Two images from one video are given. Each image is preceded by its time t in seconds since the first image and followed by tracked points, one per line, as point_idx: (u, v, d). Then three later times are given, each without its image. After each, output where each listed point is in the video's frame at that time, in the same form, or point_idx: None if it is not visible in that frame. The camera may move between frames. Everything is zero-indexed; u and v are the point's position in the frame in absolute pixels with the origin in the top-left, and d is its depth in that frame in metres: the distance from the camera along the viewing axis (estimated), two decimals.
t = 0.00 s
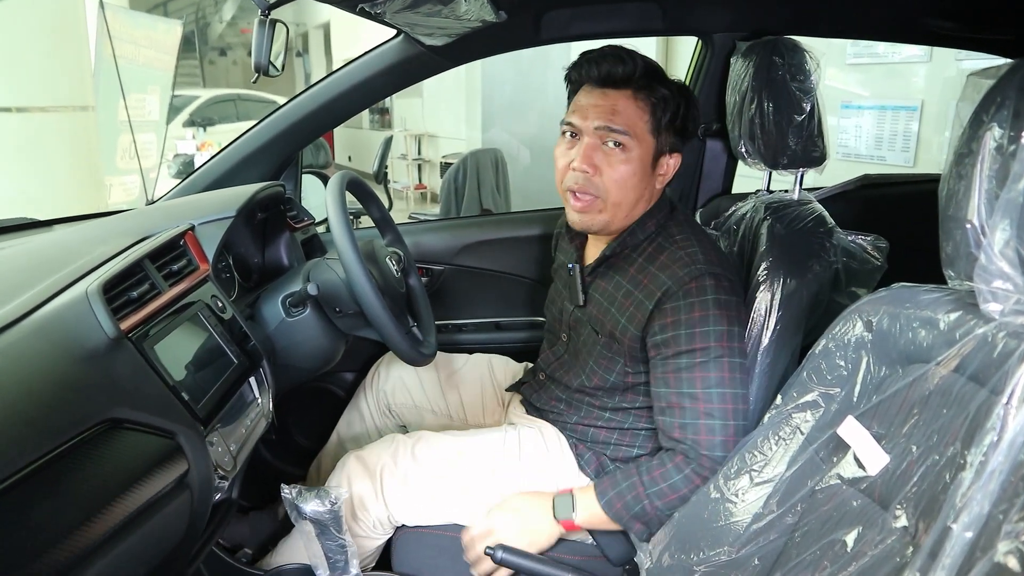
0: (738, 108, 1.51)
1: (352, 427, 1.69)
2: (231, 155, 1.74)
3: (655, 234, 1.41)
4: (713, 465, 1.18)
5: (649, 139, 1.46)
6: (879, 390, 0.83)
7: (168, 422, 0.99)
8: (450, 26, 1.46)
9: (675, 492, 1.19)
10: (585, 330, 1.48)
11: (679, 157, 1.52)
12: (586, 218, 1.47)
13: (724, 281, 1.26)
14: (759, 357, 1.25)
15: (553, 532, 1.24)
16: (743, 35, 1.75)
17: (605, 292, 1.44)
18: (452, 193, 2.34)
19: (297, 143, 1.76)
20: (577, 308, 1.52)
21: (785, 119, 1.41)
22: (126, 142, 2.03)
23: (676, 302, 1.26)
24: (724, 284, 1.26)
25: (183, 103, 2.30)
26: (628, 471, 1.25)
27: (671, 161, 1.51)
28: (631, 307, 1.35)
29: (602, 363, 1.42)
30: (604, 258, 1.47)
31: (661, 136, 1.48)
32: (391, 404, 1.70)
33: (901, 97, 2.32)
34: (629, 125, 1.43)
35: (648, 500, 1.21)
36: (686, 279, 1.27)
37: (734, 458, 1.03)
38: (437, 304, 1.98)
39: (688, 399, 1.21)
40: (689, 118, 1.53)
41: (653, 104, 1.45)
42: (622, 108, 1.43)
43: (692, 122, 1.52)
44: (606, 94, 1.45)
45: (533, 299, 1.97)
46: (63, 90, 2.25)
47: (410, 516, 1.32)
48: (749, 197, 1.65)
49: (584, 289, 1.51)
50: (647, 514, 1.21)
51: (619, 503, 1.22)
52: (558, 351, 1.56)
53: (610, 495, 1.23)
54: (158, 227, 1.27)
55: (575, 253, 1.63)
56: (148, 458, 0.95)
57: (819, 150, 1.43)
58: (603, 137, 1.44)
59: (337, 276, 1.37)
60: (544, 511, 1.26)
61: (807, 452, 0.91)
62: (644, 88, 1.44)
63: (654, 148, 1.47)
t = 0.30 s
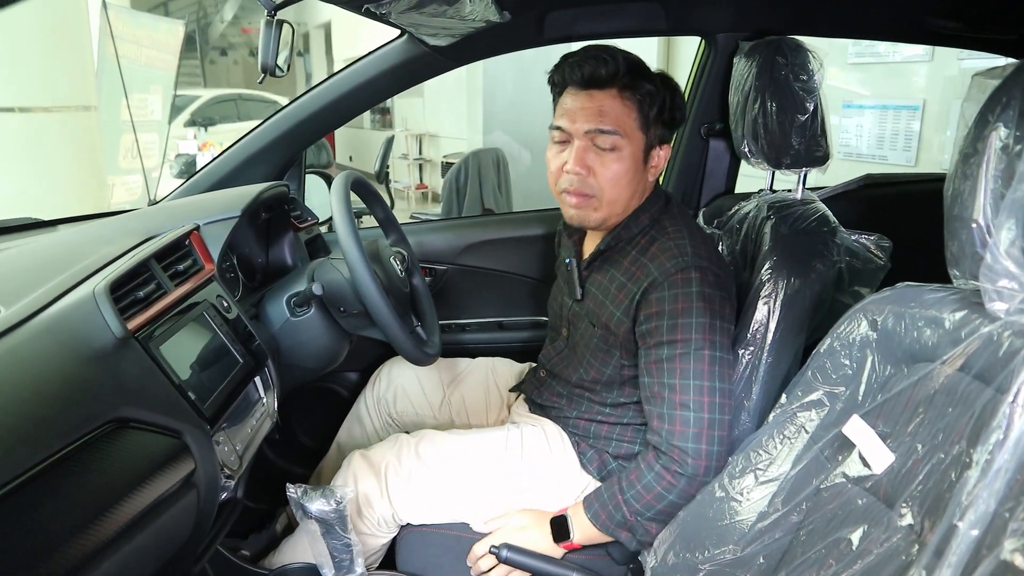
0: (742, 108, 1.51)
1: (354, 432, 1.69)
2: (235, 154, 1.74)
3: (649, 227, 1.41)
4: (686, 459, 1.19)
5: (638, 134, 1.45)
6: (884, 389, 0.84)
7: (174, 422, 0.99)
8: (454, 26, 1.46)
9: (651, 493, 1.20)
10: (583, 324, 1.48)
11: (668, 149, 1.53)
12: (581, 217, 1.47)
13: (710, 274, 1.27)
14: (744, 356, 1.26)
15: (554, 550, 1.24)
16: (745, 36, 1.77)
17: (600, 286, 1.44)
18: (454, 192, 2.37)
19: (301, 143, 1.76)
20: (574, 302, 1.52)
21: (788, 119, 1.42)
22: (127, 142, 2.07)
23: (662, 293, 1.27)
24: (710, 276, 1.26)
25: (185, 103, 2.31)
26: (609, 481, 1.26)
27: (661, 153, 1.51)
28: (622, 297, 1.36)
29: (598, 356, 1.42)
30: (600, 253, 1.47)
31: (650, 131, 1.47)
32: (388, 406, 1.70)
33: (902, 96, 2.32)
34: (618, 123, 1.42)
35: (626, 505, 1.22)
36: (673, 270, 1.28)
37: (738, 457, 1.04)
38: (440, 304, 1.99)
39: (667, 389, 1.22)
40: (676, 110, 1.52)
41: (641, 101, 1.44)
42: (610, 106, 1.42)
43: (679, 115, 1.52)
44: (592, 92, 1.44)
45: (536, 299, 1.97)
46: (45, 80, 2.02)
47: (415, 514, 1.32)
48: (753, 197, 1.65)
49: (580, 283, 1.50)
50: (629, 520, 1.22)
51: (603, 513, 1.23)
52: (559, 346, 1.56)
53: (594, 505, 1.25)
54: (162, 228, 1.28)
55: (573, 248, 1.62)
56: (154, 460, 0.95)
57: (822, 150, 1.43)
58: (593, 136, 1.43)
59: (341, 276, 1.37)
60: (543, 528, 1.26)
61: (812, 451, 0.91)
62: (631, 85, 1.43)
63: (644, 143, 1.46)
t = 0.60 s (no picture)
0: (741, 108, 1.52)
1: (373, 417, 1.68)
2: (235, 154, 1.75)
3: (671, 218, 1.44)
4: (713, 409, 1.15)
5: (641, 125, 1.48)
6: (881, 388, 0.84)
7: (173, 420, 0.99)
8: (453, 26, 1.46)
9: (673, 442, 1.17)
10: (595, 305, 1.50)
11: (686, 138, 1.52)
12: (594, 204, 1.55)
13: (729, 257, 1.30)
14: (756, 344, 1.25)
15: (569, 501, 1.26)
16: (745, 36, 1.76)
17: (615, 268, 1.48)
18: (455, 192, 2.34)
19: (300, 142, 1.76)
20: (589, 284, 1.55)
21: (787, 119, 1.42)
22: (127, 142, 2.07)
23: (677, 271, 1.30)
24: (729, 259, 1.29)
25: (184, 103, 2.31)
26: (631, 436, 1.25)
27: (675, 144, 1.50)
28: (634, 278, 1.40)
29: (606, 336, 1.45)
30: (619, 237, 1.51)
31: (657, 121, 1.49)
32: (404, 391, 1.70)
33: (902, 96, 2.32)
34: (617, 114, 1.48)
35: (644, 447, 1.20)
36: (690, 250, 1.31)
37: (737, 456, 1.04)
38: (439, 304, 1.99)
39: (687, 348, 1.20)
40: (697, 102, 1.54)
41: (642, 93, 1.48)
42: (608, 98, 1.48)
43: (699, 106, 1.54)
44: (600, 86, 1.52)
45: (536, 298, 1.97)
46: (46, 80, 2.04)
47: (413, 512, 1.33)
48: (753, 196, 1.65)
49: (598, 266, 1.54)
50: (645, 463, 1.20)
51: (617, 458, 1.23)
52: (569, 328, 1.58)
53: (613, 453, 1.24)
54: (161, 227, 1.28)
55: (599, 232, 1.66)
56: (153, 457, 0.95)
57: (821, 150, 1.43)
58: (595, 129, 1.50)
59: (340, 275, 1.37)
60: (553, 485, 1.27)
61: (810, 449, 0.91)
62: (630, 77, 1.48)
63: (650, 134, 1.48)
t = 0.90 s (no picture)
0: (740, 107, 1.52)
1: (378, 423, 1.70)
2: (235, 154, 1.75)
3: (674, 218, 1.44)
4: (715, 420, 1.16)
5: (648, 121, 1.50)
6: (881, 385, 0.84)
7: (174, 419, 0.99)
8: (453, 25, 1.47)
9: (687, 463, 1.16)
10: (598, 303, 1.50)
11: (692, 141, 1.53)
12: (595, 196, 1.56)
13: (729, 254, 1.31)
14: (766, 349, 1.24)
15: (591, 557, 1.18)
16: (745, 35, 1.76)
17: (616, 266, 1.48)
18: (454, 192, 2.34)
19: (300, 142, 1.76)
20: (590, 282, 1.56)
21: (786, 118, 1.42)
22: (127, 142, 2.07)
23: (678, 271, 1.31)
24: (729, 256, 1.31)
25: (184, 103, 2.32)
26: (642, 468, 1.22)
27: (680, 144, 1.52)
28: (633, 275, 1.41)
29: (607, 330, 1.45)
30: (623, 236, 1.50)
31: (664, 119, 1.51)
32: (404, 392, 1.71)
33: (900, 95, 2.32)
34: (627, 108, 1.51)
35: (663, 481, 1.17)
36: (691, 250, 1.33)
37: (736, 454, 1.04)
38: (439, 303, 1.99)
39: (689, 357, 1.21)
40: (706, 108, 1.56)
41: (651, 90, 1.50)
42: (619, 92, 1.51)
43: (707, 113, 1.55)
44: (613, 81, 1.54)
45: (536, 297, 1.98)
46: (46, 78, 2.03)
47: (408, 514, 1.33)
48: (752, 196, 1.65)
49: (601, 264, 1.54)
50: (669, 496, 1.17)
51: (641, 502, 1.18)
52: (571, 326, 1.58)
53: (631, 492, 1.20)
54: (162, 226, 1.28)
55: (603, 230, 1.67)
56: (154, 456, 0.95)
57: (821, 149, 1.44)
58: (604, 121, 1.52)
59: (340, 275, 1.37)
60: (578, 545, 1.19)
61: (810, 447, 0.92)
62: (642, 74, 1.50)
63: (656, 131, 1.50)
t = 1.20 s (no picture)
0: (744, 108, 1.52)
1: (383, 420, 1.70)
2: (240, 154, 1.75)
3: (668, 218, 1.44)
4: (721, 424, 1.16)
5: (652, 127, 1.50)
6: (889, 384, 0.84)
7: (181, 419, 0.99)
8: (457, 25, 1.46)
9: (694, 466, 1.16)
10: (594, 307, 1.50)
11: (692, 145, 1.53)
12: (592, 198, 1.55)
13: (729, 257, 1.30)
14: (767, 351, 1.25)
15: (593, 556, 1.18)
16: (748, 35, 1.76)
17: (614, 271, 1.47)
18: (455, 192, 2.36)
19: (304, 142, 1.76)
20: (589, 287, 1.54)
21: (791, 118, 1.42)
22: (129, 143, 2.08)
23: (679, 274, 1.30)
24: (728, 258, 1.30)
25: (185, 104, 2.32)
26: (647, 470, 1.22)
27: (682, 150, 1.52)
28: (633, 280, 1.40)
29: (607, 336, 1.45)
30: (618, 239, 1.50)
31: (667, 126, 1.51)
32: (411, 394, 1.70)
33: (902, 95, 2.32)
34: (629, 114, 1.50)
35: (667, 483, 1.18)
36: (689, 252, 1.32)
37: (744, 453, 1.04)
38: (443, 303, 1.99)
39: (692, 362, 1.22)
40: (706, 113, 1.55)
41: (656, 97, 1.50)
42: (626, 95, 1.49)
43: (708, 118, 1.54)
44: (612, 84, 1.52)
45: (540, 297, 1.98)
46: (46, 76, 1.97)
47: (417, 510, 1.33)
48: (755, 196, 1.65)
49: (597, 269, 1.53)
50: (674, 499, 1.17)
51: (645, 503, 1.19)
52: (570, 332, 1.57)
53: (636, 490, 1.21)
54: (167, 227, 1.28)
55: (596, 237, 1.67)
56: (161, 457, 0.95)
57: (825, 148, 1.42)
58: (605, 125, 1.51)
59: (346, 275, 1.37)
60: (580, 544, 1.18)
61: (818, 446, 0.92)
62: (648, 79, 1.49)
63: (660, 137, 1.50)
